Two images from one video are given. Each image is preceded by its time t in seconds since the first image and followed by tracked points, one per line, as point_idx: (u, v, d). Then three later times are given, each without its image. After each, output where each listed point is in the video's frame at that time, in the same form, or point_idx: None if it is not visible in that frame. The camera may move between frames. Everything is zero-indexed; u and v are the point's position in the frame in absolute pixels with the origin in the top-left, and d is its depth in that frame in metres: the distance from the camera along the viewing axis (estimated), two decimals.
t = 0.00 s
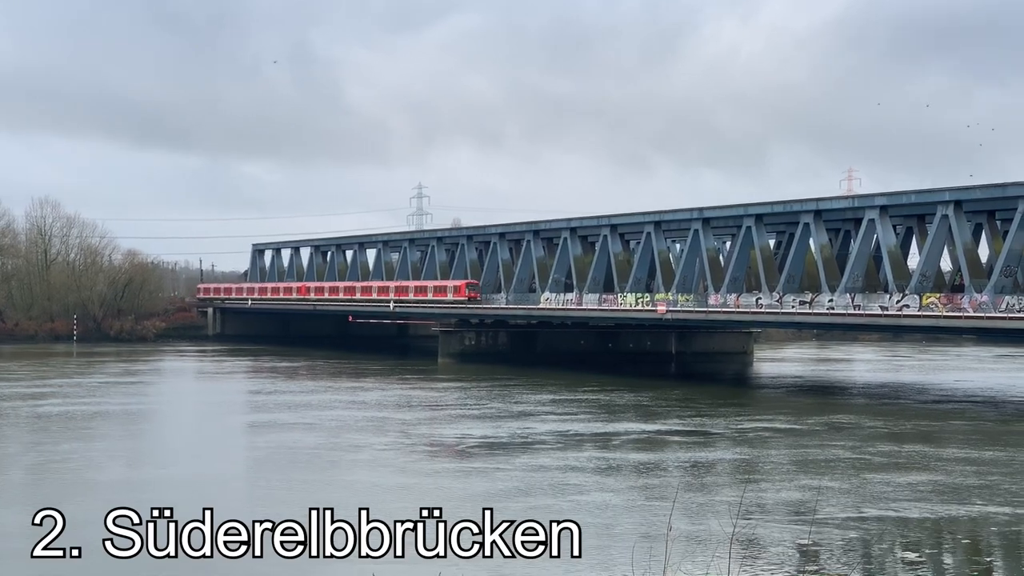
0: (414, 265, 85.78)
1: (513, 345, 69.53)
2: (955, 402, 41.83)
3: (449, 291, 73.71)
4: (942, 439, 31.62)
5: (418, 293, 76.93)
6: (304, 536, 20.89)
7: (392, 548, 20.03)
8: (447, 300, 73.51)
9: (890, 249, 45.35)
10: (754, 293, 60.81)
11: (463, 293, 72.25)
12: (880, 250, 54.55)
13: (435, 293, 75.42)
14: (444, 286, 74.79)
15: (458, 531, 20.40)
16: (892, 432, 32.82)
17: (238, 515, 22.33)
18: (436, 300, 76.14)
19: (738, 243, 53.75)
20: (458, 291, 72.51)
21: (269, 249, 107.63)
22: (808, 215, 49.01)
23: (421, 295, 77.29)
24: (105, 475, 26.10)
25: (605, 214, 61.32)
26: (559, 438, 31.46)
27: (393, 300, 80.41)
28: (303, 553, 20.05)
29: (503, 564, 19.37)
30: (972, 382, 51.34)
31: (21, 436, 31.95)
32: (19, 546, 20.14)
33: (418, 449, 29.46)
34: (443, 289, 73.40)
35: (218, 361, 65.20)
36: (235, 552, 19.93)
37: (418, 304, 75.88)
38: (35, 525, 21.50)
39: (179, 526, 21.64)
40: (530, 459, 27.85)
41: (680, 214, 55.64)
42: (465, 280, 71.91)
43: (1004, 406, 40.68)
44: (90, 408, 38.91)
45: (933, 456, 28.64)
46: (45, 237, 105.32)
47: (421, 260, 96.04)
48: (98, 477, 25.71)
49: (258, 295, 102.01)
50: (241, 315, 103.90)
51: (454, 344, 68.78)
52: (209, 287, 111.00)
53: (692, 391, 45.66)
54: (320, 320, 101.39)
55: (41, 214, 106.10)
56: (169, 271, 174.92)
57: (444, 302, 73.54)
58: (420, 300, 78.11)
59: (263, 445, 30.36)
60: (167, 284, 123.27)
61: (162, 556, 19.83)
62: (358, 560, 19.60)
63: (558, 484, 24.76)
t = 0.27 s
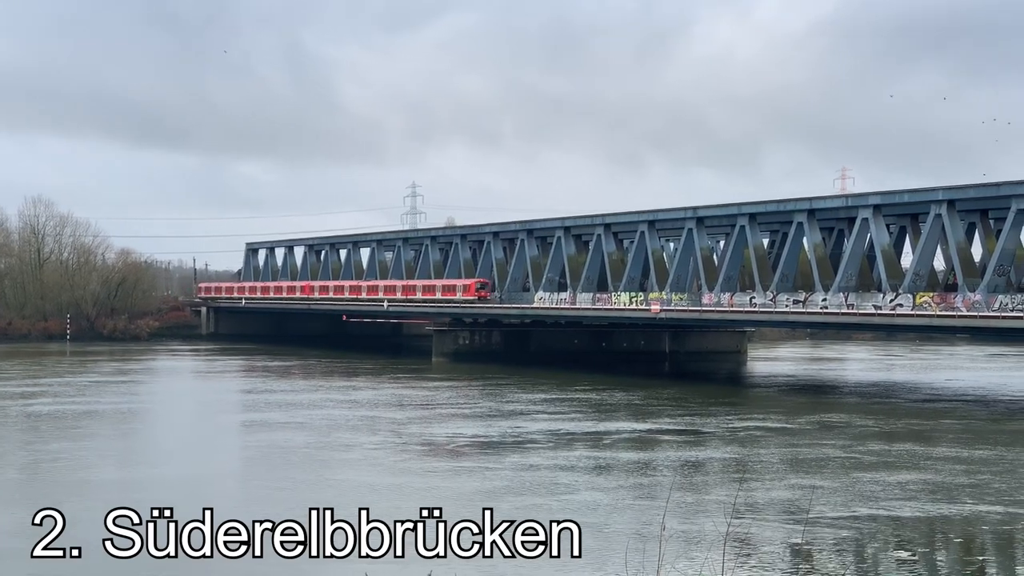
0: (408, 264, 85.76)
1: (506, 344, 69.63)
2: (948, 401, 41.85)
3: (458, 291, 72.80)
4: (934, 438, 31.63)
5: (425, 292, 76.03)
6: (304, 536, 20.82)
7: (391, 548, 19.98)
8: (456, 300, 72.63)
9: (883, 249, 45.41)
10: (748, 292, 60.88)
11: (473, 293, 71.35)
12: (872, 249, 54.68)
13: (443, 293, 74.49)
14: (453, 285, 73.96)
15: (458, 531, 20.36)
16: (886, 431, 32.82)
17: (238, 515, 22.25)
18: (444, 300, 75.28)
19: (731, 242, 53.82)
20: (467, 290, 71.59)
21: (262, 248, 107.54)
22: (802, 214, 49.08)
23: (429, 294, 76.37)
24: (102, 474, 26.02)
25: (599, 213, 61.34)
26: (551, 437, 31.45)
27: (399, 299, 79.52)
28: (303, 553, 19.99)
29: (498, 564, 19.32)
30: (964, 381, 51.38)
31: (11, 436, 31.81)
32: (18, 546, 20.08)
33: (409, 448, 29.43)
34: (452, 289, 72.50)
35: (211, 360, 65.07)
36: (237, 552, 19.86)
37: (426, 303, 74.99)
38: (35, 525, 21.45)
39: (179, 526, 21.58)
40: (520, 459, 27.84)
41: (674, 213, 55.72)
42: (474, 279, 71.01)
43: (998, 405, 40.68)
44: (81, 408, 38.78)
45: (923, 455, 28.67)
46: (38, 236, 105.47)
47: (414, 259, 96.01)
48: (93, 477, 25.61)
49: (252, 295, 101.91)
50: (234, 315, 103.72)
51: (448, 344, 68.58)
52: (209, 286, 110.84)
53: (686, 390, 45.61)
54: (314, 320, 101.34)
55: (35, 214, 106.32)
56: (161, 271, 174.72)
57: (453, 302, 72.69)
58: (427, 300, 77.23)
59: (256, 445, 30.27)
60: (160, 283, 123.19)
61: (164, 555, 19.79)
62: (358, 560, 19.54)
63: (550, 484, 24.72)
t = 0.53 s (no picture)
0: (396, 263, 85.72)
1: (494, 343, 69.70)
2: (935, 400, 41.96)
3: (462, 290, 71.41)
4: (920, 437, 31.72)
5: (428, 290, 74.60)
6: (304, 536, 20.75)
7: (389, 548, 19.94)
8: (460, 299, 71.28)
9: (871, 248, 45.53)
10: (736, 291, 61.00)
11: (478, 292, 69.95)
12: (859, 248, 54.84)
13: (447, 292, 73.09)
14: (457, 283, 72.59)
15: (458, 531, 20.29)
16: (872, 430, 32.90)
17: (238, 515, 22.18)
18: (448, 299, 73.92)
19: (720, 241, 53.93)
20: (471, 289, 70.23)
21: (250, 247, 107.42)
22: (790, 213, 49.20)
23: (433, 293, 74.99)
24: (94, 474, 25.99)
25: (587, 212, 61.40)
26: (536, 436, 31.46)
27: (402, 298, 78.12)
28: (303, 553, 19.92)
29: (490, 563, 19.32)
30: (951, 381, 51.51)
31: None
32: (18, 546, 20.03)
33: (394, 447, 29.42)
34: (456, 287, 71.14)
35: (199, 359, 64.90)
36: (239, 552, 19.79)
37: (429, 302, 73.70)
38: (35, 525, 21.40)
39: (179, 526, 21.53)
40: (504, 458, 27.84)
41: (662, 212, 55.79)
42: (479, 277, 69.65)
43: (985, 404, 40.79)
44: (66, 407, 38.63)
45: (907, 454, 28.73)
46: (25, 235, 105.86)
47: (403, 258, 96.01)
48: (85, 477, 25.54)
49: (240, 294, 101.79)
50: (222, 314, 103.40)
51: (436, 342, 68.48)
52: (203, 285, 110.62)
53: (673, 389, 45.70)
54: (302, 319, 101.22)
55: (21, 213, 106.77)
56: (149, 271, 174.42)
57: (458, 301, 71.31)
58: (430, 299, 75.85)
59: (242, 444, 30.22)
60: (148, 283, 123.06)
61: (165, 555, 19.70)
62: (358, 561, 19.48)
63: (535, 483, 24.72)
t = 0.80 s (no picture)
0: (380, 262, 85.62)
1: (478, 342, 69.51)
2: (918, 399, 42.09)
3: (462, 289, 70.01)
4: (901, 436, 31.82)
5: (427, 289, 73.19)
6: (304, 536, 20.66)
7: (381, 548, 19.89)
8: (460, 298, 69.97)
9: (854, 248, 45.65)
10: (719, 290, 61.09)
11: (478, 292, 68.50)
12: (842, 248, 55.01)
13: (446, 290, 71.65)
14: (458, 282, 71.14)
15: (459, 531, 20.22)
16: (853, 429, 32.99)
17: (238, 515, 22.12)
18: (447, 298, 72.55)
19: (703, 241, 54.00)
20: (472, 288, 68.81)
21: (234, 246, 107.15)
22: (773, 213, 49.29)
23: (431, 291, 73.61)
24: (83, 474, 25.92)
25: (571, 211, 61.46)
26: (517, 435, 31.45)
27: (399, 296, 76.69)
28: (304, 553, 19.84)
29: (476, 562, 19.31)
30: (933, 379, 51.69)
31: None
32: (18, 546, 19.98)
33: (374, 447, 29.39)
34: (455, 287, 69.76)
35: (182, 358, 64.67)
36: (239, 553, 19.73)
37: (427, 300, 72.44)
38: (34, 526, 21.35)
39: (179, 526, 21.46)
40: (483, 457, 27.83)
41: (645, 211, 55.87)
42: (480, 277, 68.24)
43: (968, 403, 40.94)
44: (46, 407, 38.41)
45: (885, 453, 28.81)
46: (7, 233, 105.82)
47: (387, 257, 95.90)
48: (72, 478, 25.43)
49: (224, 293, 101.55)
50: (206, 313, 103.14)
51: (421, 342, 68.25)
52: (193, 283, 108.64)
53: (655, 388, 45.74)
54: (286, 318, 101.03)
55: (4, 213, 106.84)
56: (132, 270, 173.84)
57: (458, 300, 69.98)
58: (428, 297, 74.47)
59: (225, 444, 30.15)
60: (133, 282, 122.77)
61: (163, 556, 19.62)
62: (358, 561, 19.42)
63: (515, 483, 24.72)
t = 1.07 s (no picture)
0: (364, 261, 85.47)
1: (462, 342, 69.30)
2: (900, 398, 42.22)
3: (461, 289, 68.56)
4: (880, 434, 31.89)
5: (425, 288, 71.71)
6: (304, 536, 20.56)
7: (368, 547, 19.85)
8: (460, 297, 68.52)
9: (837, 247, 45.78)
10: (702, 289, 61.21)
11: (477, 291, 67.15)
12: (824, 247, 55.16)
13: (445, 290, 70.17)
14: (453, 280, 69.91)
15: (459, 531, 20.15)
16: (833, 428, 33.05)
17: (235, 515, 22.02)
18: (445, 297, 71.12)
19: (687, 240, 54.07)
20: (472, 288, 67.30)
21: (216, 245, 106.95)
22: (757, 212, 49.40)
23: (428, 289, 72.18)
24: (70, 475, 25.81)
25: (555, 210, 61.54)
26: (497, 435, 31.47)
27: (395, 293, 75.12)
28: (302, 553, 19.77)
29: (460, 562, 19.29)
30: (915, 379, 51.85)
31: None
32: (17, 547, 19.91)
33: (352, 446, 29.39)
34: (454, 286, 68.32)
35: (164, 358, 64.44)
36: (238, 554, 19.65)
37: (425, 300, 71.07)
38: (34, 526, 21.29)
39: (178, 526, 21.38)
40: (461, 457, 27.83)
41: (628, 210, 55.90)
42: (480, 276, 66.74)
43: (950, 402, 41.07)
44: (24, 407, 38.20)
45: (864, 452, 28.89)
46: None
47: (370, 256, 95.83)
48: (56, 478, 25.32)
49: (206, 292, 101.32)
50: (189, 312, 102.93)
51: (404, 341, 68.32)
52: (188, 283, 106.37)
53: (636, 388, 45.77)
54: (269, 317, 100.77)
55: None
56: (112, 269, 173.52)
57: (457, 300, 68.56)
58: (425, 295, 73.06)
59: (205, 444, 30.05)
60: (113, 281, 122.37)
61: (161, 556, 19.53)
62: (355, 560, 19.36)
63: (494, 482, 24.70)
